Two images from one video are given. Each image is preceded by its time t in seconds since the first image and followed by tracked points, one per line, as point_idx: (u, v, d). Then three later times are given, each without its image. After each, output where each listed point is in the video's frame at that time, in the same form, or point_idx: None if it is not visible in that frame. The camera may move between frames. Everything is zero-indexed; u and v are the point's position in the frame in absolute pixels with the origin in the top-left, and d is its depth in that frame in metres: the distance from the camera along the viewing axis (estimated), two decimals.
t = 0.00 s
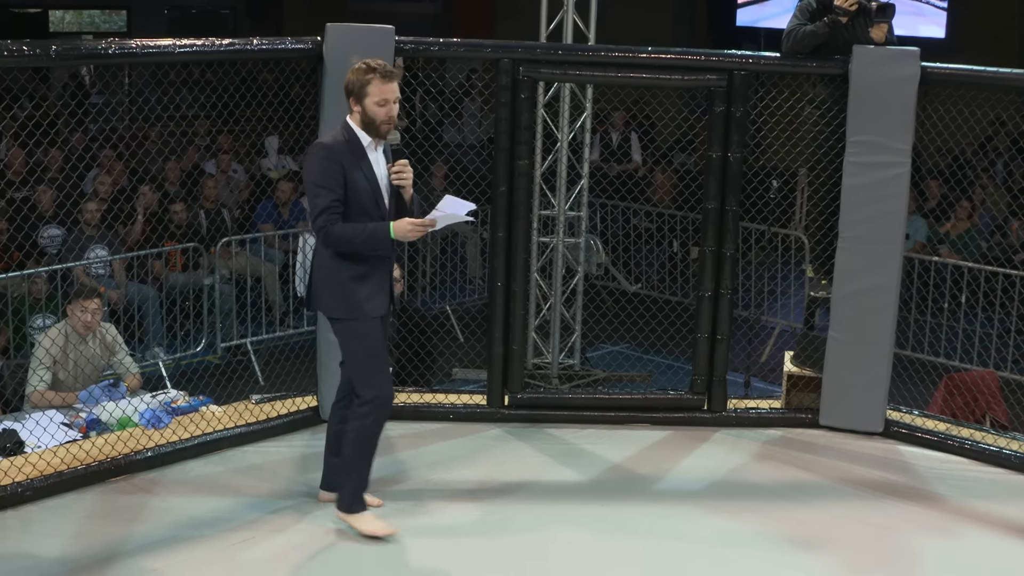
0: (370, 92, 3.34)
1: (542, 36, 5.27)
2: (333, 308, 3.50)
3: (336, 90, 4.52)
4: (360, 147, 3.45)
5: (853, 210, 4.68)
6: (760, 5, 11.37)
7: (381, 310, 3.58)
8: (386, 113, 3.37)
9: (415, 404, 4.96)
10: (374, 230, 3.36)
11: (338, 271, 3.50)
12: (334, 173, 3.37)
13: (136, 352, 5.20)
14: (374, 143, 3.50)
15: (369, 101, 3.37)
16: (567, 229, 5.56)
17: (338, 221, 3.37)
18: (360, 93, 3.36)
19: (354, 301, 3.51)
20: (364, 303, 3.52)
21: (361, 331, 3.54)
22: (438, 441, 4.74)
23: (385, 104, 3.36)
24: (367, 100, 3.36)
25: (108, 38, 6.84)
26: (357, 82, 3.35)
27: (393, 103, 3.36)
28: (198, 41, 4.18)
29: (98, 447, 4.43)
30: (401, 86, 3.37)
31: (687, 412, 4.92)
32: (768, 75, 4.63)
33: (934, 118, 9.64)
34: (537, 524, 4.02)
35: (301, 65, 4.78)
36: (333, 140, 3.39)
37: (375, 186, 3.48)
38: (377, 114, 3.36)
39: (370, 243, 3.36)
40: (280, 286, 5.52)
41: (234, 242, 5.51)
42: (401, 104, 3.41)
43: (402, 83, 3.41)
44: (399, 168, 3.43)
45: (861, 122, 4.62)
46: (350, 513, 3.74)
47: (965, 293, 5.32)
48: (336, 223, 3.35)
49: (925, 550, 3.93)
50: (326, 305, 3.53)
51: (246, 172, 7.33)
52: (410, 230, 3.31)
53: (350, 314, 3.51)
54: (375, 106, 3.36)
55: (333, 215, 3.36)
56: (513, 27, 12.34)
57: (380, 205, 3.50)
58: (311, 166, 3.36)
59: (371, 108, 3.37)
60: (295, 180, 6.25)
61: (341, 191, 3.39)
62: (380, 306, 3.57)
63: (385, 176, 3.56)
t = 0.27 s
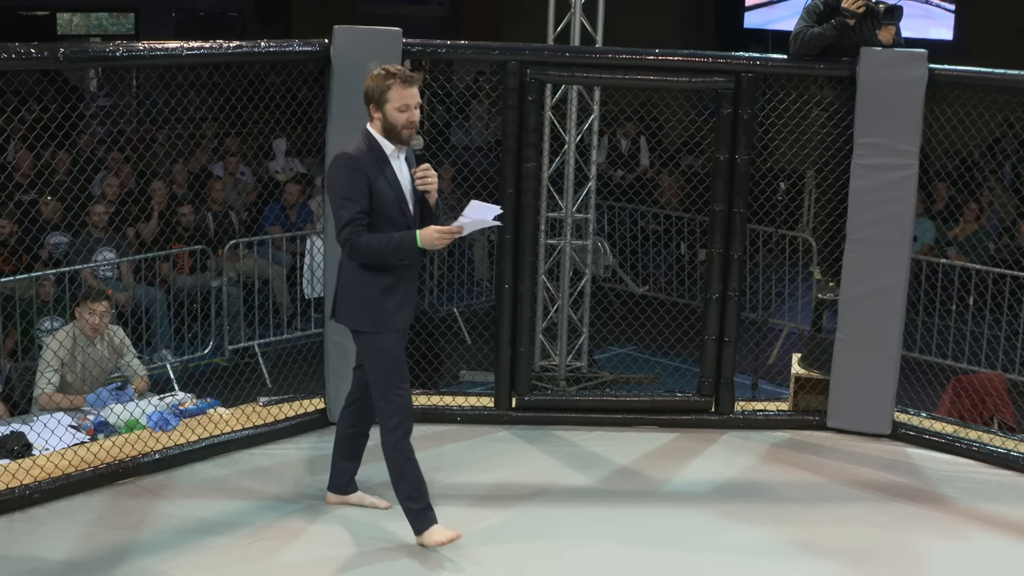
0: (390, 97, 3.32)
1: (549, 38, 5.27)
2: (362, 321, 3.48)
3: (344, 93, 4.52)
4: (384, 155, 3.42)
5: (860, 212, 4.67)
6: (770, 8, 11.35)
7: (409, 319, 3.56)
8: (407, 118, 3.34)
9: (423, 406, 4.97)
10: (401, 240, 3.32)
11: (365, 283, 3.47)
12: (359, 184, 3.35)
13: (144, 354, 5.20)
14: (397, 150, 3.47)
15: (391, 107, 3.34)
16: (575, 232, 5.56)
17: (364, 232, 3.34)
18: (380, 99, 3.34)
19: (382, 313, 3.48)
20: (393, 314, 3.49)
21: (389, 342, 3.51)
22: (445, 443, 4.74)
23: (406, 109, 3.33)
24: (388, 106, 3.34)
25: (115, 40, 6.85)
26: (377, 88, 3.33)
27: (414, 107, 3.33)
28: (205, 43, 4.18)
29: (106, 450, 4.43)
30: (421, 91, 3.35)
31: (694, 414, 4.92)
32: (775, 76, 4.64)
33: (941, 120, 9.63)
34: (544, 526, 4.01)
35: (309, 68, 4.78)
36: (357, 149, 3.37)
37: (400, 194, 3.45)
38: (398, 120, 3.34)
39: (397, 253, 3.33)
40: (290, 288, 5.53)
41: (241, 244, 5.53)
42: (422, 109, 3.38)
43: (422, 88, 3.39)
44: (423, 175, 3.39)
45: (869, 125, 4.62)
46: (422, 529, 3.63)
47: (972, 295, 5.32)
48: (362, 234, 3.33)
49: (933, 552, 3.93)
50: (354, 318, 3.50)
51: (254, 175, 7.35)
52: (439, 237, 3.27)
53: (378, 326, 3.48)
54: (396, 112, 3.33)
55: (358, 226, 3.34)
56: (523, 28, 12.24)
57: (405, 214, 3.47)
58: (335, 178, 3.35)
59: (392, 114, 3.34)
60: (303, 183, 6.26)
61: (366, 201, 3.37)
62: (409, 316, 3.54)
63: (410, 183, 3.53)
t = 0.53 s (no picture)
0: (401, 105, 3.28)
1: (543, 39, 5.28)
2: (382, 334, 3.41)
3: (337, 94, 4.51)
4: (398, 163, 3.37)
5: (853, 213, 4.68)
6: (765, 9, 11.35)
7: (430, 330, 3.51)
8: (419, 124, 3.30)
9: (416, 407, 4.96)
10: (421, 251, 3.27)
11: (384, 296, 3.41)
12: (375, 196, 3.29)
13: (137, 356, 5.20)
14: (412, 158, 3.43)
15: (402, 115, 3.30)
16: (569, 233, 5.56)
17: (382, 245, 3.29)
18: (391, 107, 3.30)
19: (403, 327, 3.42)
20: (414, 326, 3.43)
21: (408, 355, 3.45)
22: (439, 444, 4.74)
23: (418, 116, 3.29)
24: (400, 113, 3.30)
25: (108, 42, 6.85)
26: (388, 95, 3.29)
27: (426, 113, 3.29)
28: (198, 45, 4.17)
29: (100, 452, 4.42)
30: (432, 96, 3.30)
31: (688, 415, 4.92)
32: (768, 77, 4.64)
33: (935, 120, 9.65)
34: (538, 528, 4.01)
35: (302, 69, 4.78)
36: (370, 161, 3.31)
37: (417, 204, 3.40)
38: (411, 127, 3.30)
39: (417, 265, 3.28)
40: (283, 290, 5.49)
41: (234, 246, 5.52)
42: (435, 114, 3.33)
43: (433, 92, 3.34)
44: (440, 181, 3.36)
45: (862, 126, 4.62)
46: (418, 541, 3.61)
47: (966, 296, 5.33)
48: (380, 247, 3.28)
49: (926, 552, 3.93)
50: (373, 333, 3.43)
51: (248, 176, 7.34)
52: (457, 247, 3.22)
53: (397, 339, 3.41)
54: (408, 119, 3.29)
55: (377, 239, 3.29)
56: (515, 28, 12.43)
57: (422, 223, 3.42)
58: (349, 191, 3.30)
59: (404, 122, 3.30)
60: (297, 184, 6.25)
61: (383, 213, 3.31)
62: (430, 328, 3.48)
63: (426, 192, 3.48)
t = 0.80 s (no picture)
0: (401, 106, 3.26)
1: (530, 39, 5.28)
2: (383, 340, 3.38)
3: (324, 95, 4.50)
4: (396, 166, 3.36)
5: (840, 213, 4.69)
6: (750, 10, 11.39)
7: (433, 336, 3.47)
8: (420, 126, 3.28)
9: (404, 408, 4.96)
10: (419, 255, 3.25)
11: (384, 302, 3.39)
12: (371, 200, 3.29)
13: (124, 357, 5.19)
14: (411, 162, 3.41)
15: (403, 117, 3.28)
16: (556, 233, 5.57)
17: (380, 249, 3.28)
18: (391, 109, 3.28)
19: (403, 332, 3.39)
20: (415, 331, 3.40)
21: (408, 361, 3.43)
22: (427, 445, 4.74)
23: (418, 117, 3.26)
24: (400, 115, 3.28)
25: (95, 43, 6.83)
26: (387, 97, 3.27)
27: (426, 114, 3.26)
28: (184, 45, 4.16)
29: (87, 454, 4.41)
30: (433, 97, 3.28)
31: (675, 415, 4.93)
32: (755, 77, 4.64)
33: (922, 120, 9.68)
34: (525, 528, 4.01)
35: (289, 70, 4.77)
36: (366, 165, 3.31)
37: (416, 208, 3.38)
38: (411, 128, 3.27)
39: (415, 268, 3.26)
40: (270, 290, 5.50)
41: (222, 247, 5.52)
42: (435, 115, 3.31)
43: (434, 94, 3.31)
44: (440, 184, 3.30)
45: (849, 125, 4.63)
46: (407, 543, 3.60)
47: (952, 295, 5.34)
48: (378, 251, 3.27)
49: (914, 552, 3.93)
50: (373, 338, 3.41)
51: (235, 177, 7.33)
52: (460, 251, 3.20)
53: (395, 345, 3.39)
54: (408, 121, 3.27)
55: (375, 243, 3.28)
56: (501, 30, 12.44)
57: (422, 228, 3.40)
58: (346, 196, 3.30)
59: (405, 123, 3.28)
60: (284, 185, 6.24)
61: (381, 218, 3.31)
62: (433, 333, 3.45)
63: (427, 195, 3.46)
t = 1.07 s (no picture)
0: (388, 100, 3.19)
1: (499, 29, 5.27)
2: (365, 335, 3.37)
3: (293, 86, 4.49)
4: (383, 160, 3.33)
5: (810, 204, 4.70)
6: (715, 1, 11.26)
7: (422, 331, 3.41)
8: (409, 120, 3.22)
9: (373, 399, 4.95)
10: (403, 249, 3.23)
11: (367, 298, 3.37)
12: (353, 194, 3.29)
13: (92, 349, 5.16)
14: (400, 156, 3.37)
15: (390, 110, 3.22)
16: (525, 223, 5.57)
17: (366, 243, 3.29)
18: (378, 103, 3.22)
19: (387, 328, 3.36)
20: (401, 327, 3.37)
21: (391, 356, 3.39)
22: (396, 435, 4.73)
23: (407, 111, 3.20)
24: (388, 108, 3.22)
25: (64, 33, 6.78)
26: (375, 91, 3.21)
27: (414, 108, 3.20)
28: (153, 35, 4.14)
29: (55, 446, 4.38)
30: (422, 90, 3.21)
31: (645, 405, 4.94)
32: (726, 68, 4.64)
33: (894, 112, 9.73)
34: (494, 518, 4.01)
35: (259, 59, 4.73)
36: (350, 159, 3.30)
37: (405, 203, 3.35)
38: (399, 122, 3.21)
39: (398, 262, 3.24)
40: (239, 280, 5.50)
41: (190, 239, 5.50)
42: (424, 109, 3.24)
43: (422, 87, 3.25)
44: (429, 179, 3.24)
45: (819, 117, 4.64)
46: (376, 534, 3.60)
47: (920, 285, 5.37)
48: (363, 245, 3.27)
49: (882, 541, 3.95)
50: (359, 332, 3.41)
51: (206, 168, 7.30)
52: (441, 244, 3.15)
53: (376, 341, 3.36)
54: (396, 115, 3.21)
55: (360, 237, 3.29)
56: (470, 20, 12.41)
57: (408, 223, 3.35)
58: (332, 190, 3.31)
59: (393, 117, 3.22)
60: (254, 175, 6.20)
61: (366, 212, 3.31)
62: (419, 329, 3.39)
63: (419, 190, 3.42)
